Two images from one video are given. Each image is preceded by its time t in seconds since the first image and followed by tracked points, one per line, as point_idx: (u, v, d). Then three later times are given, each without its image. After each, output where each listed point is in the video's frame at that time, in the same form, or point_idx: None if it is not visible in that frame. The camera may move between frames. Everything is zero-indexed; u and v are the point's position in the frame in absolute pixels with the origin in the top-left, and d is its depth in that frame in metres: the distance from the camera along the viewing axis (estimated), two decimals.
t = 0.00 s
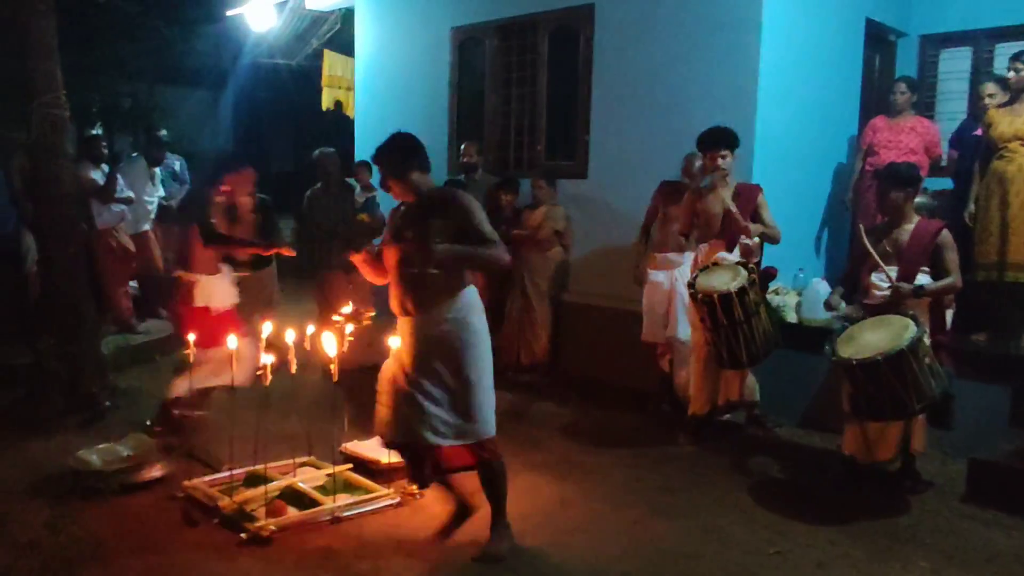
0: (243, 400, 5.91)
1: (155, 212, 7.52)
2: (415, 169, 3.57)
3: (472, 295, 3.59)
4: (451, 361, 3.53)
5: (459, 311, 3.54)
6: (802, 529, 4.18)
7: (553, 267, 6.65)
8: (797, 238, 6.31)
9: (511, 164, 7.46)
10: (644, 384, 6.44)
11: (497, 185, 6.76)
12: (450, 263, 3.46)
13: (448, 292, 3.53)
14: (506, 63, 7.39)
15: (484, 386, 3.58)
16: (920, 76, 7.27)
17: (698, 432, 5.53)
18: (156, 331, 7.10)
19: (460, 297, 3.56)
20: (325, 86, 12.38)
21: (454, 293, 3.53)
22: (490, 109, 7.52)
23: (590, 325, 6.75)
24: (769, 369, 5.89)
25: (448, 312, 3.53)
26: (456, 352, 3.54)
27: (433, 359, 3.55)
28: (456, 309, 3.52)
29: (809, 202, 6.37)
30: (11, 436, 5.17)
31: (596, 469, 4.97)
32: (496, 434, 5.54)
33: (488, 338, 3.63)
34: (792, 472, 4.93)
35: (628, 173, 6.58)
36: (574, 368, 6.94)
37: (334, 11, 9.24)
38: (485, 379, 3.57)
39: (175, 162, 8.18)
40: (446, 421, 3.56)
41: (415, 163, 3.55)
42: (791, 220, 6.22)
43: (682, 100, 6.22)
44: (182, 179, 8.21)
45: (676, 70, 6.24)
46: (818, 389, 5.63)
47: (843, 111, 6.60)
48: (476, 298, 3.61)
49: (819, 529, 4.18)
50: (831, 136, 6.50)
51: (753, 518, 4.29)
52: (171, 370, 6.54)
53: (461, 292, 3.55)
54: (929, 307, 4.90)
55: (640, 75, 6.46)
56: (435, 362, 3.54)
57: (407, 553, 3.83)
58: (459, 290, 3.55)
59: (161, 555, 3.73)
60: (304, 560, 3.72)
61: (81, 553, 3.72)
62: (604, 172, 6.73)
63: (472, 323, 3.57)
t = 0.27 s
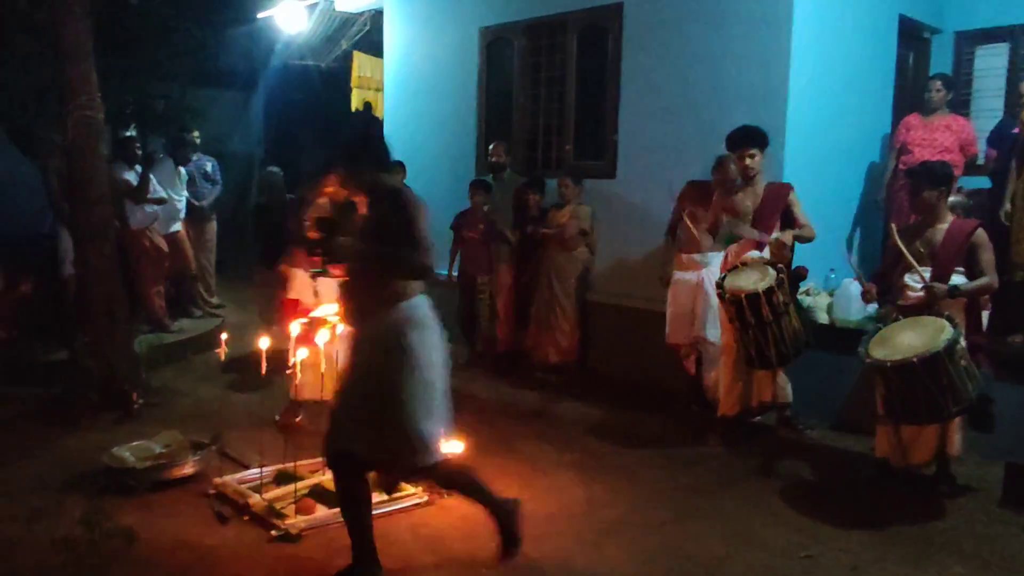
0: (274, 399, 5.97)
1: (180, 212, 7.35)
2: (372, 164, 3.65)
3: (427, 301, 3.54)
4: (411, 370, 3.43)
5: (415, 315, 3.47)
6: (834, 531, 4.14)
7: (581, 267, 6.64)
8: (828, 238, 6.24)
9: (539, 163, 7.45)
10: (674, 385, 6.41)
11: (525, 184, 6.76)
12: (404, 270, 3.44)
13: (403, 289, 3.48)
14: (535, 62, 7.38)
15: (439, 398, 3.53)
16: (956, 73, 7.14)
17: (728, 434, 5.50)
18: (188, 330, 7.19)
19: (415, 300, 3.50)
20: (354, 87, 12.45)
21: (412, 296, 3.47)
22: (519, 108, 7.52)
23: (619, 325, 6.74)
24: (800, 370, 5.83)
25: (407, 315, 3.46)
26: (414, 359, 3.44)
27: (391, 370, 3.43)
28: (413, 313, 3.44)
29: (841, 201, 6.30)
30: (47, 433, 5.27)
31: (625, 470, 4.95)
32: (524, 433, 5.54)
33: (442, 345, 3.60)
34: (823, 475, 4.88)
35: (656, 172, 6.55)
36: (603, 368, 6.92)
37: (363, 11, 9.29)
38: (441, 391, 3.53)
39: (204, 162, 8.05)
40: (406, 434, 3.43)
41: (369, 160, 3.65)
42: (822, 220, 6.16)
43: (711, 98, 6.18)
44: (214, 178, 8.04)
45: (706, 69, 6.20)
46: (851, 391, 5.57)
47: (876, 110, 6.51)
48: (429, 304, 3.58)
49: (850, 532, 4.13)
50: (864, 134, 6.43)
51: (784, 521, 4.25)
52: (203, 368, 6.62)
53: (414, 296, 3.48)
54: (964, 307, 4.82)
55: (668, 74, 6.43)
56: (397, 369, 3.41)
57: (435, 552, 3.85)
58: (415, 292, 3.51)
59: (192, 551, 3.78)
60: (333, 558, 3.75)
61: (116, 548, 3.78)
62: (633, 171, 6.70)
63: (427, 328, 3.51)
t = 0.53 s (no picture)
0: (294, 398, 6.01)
1: (201, 213, 7.41)
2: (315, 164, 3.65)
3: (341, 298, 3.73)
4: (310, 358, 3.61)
5: (321, 307, 3.65)
6: (855, 533, 4.11)
7: (601, 267, 6.63)
8: (851, 237, 6.18)
9: (558, 163, 7.44)
10: (693, 385, 6.38)
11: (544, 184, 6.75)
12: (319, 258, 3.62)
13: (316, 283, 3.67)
14: (554, 62, 7.37)
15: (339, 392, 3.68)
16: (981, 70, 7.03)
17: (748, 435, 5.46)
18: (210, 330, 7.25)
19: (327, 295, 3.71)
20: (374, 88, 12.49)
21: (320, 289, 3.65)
22: (538, 108, 7.52)
23: (639, 325, 6.72)
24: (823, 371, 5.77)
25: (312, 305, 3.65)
26: (310, 348, 3.63)
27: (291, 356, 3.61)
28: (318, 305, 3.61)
29: (863, 200, 6.24)
30: (72, 431, 5.33)
31: (644, 470, 4.94)
32: (544, 434, 5.54)
33: (349, 348, 3.75)
34: (845, 476, 4.84)
35: (676, 171, 6.52)
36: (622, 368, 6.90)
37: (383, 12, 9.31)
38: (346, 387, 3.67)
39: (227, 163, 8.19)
40: (267, 420, 3.58)
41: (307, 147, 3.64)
42: (844, 219, 6.11)
43: (732, 97, 6.14)
44: (235, 180, 8.13)
45: (727, 67, 6.17)
46: (873, 392, 5.51)
47: (900, 108, 6.45)
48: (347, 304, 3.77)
49: (873, 534, 4.09)
50: (888, 133, 6.37)
51: (805, 523, 4.22)
52: (225, 367, 6.68)
53: (322, 288, 3.68)
54: (989, 307, 4.77)
55: (688, 73, 6.39)
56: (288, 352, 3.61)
57: (455, 551, 3.85)
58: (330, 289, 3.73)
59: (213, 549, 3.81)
60: (353, 556, 3.77)
61: (138, 545, 3.82)
62: (653, 171, 6.68)
63: (331, 320, 3.68)
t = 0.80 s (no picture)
0: (306, 398, 6.02)
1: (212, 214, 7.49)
2: (223, 161, 3.86)
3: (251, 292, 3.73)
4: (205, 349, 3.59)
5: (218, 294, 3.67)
6: (867, 535, 4.08)
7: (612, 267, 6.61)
8: (863, 236, 6.15)
9: (569, 163, 7.43)
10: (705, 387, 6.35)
11: (554, 184, 6.74)
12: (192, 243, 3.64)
13: (214, 273, 3.69)
14: (565, 62, 7.36)
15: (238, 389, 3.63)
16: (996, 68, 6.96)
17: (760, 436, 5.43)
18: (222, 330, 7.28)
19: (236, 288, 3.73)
20: (385, 88, 12.51)
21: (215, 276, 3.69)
22: (549, 108, 7.51)
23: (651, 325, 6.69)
24: (835, 371, 5.74)
25: (215, 294, 3.67)
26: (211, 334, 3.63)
27: (193, 346, 3.62)
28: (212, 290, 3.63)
29: (876, 199, 6.20)
30: (85, 430, 5.37)
31: (655, 471, 4.92)
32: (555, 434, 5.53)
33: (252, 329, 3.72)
34: (858, 478, 4.80)
35: (688, 171, 6.50)
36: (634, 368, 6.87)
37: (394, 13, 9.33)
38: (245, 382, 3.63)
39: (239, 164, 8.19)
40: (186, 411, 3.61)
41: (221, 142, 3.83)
42: (858, 219, 6.08)
43: (744, 96, 6.12)
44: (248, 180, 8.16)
45: (738, 66, 6.14)
46: (887, 392, 5.47)
47: (913, 107, 6.40)
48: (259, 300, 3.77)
49: (886, 536, 4.06)
50: (901, 132, 6.32)
51: (816, 524, 4.19)
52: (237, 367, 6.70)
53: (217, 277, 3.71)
54: (1004, 307, 4.73)
55: (700, 72, 6.37)
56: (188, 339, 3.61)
57: (464, 552, 3.84)
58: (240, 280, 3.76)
59: (223, 549, 3.83)
60: (363, 556, 3.77)
61: (150, 544, 3.84)
62: (665, 171, 6.66)
63: (231, 306, 3.68)
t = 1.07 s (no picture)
0: (311, 399, 6.04)
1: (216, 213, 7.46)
2: (178, 164, 3.84)
3: (174, 293, 3.67)
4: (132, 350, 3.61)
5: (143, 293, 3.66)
6: (872, 536, 4.06)
7: (616, 267, 6.59)
8: (870, 236, 6.12)
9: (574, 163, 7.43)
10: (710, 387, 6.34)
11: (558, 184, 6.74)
12: (109, 239, 3.67)
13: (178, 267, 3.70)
14: (569, 62, 7.36)
15: (169, 388, 3.64)
16: (1003, 67, 6.92)
17: (766, 437, 5.41)
18: (228, 330, 7.30)
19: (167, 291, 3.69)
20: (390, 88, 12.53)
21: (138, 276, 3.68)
22: (554, 108, 7.51)
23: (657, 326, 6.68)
24: (841, 372, 5.72)
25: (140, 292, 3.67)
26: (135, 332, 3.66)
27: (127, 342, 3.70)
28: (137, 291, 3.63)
29: (883, 199, 6.18)
30: (91, 430, 5.39)
31: (658, 471, 4.91)
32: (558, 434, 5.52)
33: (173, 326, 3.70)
34: (863, 478, 4.78)
35: (694, 172, 6.49)
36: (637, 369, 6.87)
37: (399, 14, 9.34)
38: (174, 383, 3.62)
39: (246, 165, 8.19)
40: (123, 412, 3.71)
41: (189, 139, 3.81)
42: (864, 220, 6.06)
43: (749, 95, 6.10)
44: (254, 181, 8.17)
45: (743, 66, 6.13)
46: (893, 393, 5.45)
47: (919, 106, 6.38)
48: (187, 298, 3.71)
49: (890, 537, 4.04)
50: (908, 131, 6.30)
51: (820, 525, 4.18)
52: (242, 367, 6.71)
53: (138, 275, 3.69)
54: (1011, 308, 4.70)
55: (704, 72, 6.36)
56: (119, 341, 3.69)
57: (468, 552, 3.84)
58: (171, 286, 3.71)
59: (227, 548, 3.84)
60: (366, 556, 3.77)
61: (153, 543, 3.86)
62: (670, 171, 6.65)
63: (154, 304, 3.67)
